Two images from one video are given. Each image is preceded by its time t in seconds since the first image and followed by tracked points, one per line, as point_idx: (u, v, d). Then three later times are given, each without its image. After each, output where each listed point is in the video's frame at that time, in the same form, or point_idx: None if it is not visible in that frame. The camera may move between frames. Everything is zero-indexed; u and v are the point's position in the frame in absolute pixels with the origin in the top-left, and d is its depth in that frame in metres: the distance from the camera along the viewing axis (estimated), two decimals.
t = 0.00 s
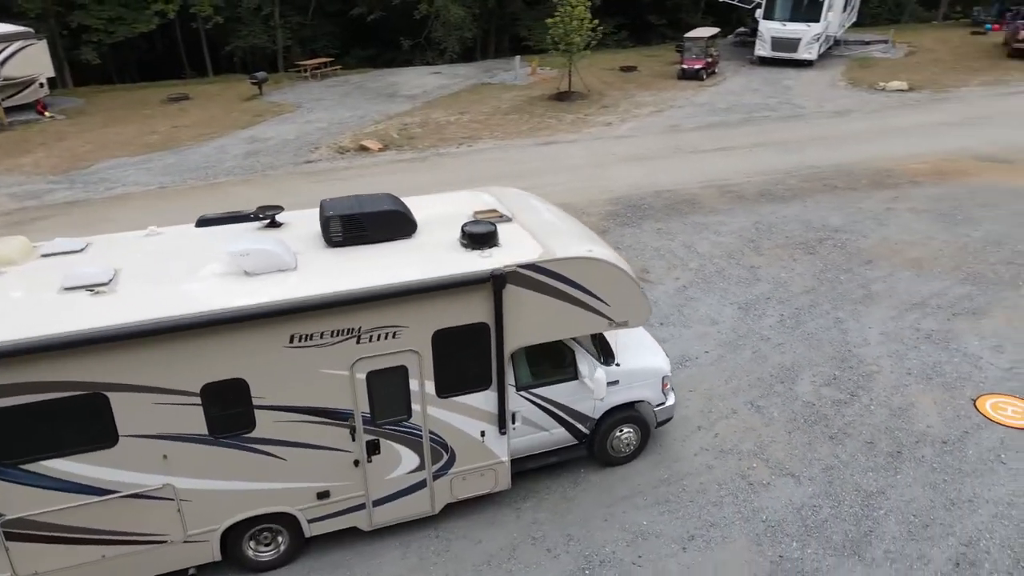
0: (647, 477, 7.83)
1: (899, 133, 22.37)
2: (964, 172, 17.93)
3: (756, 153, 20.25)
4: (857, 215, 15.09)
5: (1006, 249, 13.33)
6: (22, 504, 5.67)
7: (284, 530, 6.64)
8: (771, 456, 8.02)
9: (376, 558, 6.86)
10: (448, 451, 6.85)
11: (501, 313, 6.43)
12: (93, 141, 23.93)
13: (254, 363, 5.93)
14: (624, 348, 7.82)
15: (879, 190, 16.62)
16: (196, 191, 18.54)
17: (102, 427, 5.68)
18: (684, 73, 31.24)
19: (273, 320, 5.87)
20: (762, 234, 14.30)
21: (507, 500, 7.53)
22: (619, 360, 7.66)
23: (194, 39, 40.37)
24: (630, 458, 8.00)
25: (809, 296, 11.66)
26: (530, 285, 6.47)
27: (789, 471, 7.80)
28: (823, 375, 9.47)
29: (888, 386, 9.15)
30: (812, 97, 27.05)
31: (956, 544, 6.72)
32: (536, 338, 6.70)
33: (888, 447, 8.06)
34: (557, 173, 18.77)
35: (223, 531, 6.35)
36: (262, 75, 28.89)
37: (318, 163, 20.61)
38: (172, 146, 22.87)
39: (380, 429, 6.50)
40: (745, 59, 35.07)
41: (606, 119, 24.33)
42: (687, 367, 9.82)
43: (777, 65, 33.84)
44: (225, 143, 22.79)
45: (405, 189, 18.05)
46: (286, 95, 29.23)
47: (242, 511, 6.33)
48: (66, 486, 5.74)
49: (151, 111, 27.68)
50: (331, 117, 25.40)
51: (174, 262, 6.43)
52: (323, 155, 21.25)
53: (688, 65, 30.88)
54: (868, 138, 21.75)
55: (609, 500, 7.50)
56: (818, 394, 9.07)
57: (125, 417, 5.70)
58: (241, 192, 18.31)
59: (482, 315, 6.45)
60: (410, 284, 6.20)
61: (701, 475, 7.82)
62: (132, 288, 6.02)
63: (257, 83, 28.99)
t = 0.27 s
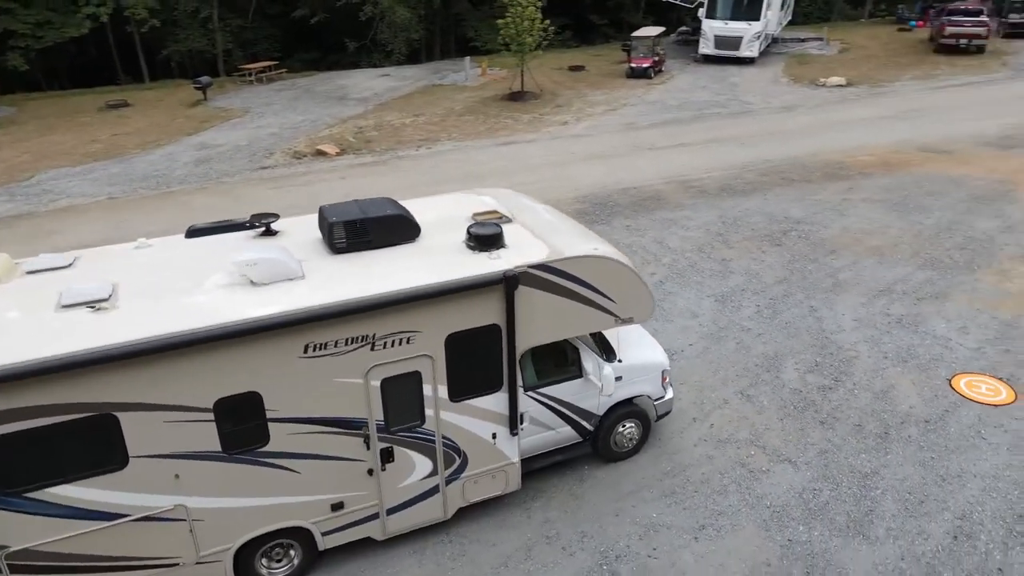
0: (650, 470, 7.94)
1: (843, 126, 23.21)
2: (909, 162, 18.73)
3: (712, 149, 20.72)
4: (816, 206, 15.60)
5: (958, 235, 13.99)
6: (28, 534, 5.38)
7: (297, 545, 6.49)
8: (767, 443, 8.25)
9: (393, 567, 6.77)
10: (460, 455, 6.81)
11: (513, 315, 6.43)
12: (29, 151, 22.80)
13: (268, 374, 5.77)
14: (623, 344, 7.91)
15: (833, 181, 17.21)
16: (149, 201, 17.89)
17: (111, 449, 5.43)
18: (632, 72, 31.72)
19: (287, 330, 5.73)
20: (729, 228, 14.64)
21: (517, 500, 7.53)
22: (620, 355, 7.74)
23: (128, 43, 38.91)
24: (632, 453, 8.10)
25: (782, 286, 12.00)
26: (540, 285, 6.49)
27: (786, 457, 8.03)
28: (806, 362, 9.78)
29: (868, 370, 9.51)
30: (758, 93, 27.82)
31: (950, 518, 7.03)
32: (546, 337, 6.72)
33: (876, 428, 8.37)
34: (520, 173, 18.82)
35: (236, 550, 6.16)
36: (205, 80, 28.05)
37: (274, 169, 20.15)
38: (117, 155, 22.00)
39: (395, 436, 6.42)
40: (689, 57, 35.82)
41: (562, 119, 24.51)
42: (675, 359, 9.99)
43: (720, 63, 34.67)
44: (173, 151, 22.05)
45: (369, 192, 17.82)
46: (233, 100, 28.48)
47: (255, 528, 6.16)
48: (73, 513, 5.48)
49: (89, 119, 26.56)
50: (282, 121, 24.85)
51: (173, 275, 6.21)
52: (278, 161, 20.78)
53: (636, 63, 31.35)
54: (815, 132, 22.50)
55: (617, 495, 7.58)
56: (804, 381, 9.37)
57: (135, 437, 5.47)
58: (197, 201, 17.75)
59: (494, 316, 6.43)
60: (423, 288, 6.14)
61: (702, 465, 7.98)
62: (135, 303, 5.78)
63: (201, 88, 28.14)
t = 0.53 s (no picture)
0: (653, 464, 8.06)
1: (791, 121, 23.95)
2: (858, 155, 19.47)
3: (669, 146, 21.10)
4: (777, 200, 16.05)
5: (912, 223, 14.61)
6: (40, 566, 5.12)
7: (314, 559, 6.34)
8: (762, 432, 8.47)
9: None
10: (474, 458, 6.78)
11: (525, 315, 6.44)
12: None
13: (286, 387, 5.63)
14: (623, 340, 8.00)
15: (789, 175, 17.75)
16: (100, 212, 17.17)
17: (127, 471, 5.21)
18: (582, 72, 32.01)
19: (304, 340, 5.60)
20: (696, 223, 14.94)
21: (526, 501, 7.54)
22: (622, 352, 7.83)
23: (57, 48, 37.24)
24: (634, 448, 8.21)
25: (755, 278, 12.31)
26: (551, 285, 6.51)
27: (782, 443, 8.26)
28: (788, 350, 10.06)
29: (848, 356, 9.86)
30: (706, 90, 28.45)
31: (943, 494, 7.36)
32: (556, 337, 6.75)
33: (863, 411, 8.69)
34: (485, 174, 18.79)
35: (253, 568, 5.99)
36: (147, 85, 27.08)
37: (230, 175, 19.59)
38: (58, 165, 21.02)
39: (411, 442, 6.34)
40: (635, 57, 36.37)
41: (518, 119, 24.58)
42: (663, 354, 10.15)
43: (666, 61, 35.33)
44: (119, 160, 21.21)
45: (332, 197, 17.50)
46: (176, 105, 27.58)
47: (273, 544, 6.00)
48: (87, 540, 5.23)
49: (23, 128, 25.31)
50: (231, 127, 24.19)
51: (176, 288, 6.01)
52: (233, 167, 20.22)
53: (586, 63, 31.66)
54: (765, 127, 23.16)
55: (624, 490, 7.67)
56: (788, 368, 9.64)
57: (151, 457, 5.26)
58: (151, 211, 17.12)
59: (507, 318, 6.42)
60: (438, 292, 6.08)
61: (703, 456, 8.13)
62: (142, 318, 5.57)
63: (142, 94, 27.15)
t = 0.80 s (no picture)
0: (655, 457, 8.17)
1: (741, 117, 24.57)
2: (809, 148, 20.11)
3: (628, 143, 21.39)
4: (739, 194, 16.46)
5: (869, 213, 15.19)
6: None
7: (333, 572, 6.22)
8: (757, 420, 8.70)
9: None
10: (488, 461, 6.76)
11: (538, 316, 6.45)
12: None
13: (307, 398, 5.51)
14: (621, 336, 8.09)
15: (748, 170, 18.22)
16: (49, 226, 16.40)
17: (148, 493, 5.02)
18: (533, 72, 32.15)
19: (325, 350, 5.49)
20: (664, 219, 15.19)
21: (535, 500, 7.56)
22: (622, 348, 7.92)
23: None
24: (634, 443, 8.31)
25: (729, 271, 12.59)
26: (561, 284, 6.54)
27: (777, 431, 8.50)
28: (770, 340, 10.34)
29: (827, 344, 10.20)
30: (656, 88, 28.94)
31: (934, 471, 7.70)
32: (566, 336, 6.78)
33: (849, 396, 9.02)
34: (449, 176, 18.70)
35: None
36: (85, 92, 25.99)
37: (184, 184, 18.98)
38: None
39: (428, 449, 6.28)
40: (583, 56, 36.72)
41: (475, 121, 24.53)
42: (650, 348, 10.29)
43: (614, 60, 35.79)
44: (63, 171, 20.30)
45: (295, 203, 17.13)
46: (118, 113, 26.54)
47: (294, 560, 5.86)
48: (106, 567, 5.01)
49: None
50: (180, 134, 23.43)
51: (182, 302, 5.80)
52: (187, 176, 19.60)
53: (537, 63, 31.80)
54: (718, 124, 23.71)
55: (630, 485, 7.77)
56: (773, 358, 9.92)
57: (172, 476, 5.08)
58: (105, 222, 16.45)
59: (520, 319, 6.43)
60: (454, 295, 6.04)
61: (702, 448, 8.30)
62: (153, 334, 5.36)
63: (80, 101, 26.04)
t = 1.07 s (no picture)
0: (656, 451, 8.29)
1: (693, 114, 25.07)
2: (763, 143, 20.68)
3: (586, 142, 21.59)
4: (701, 190, 16.81)
5: (827, 205, 15.72)
6: None
7: None
8: (749, 409, 8.92)
9: None
10: (502, 463, 6.73)
11: (550, 316, 6.47)
12: None
13: (331, 409, 5.40)
14: (620, 333, 8.17)
15: (707, 165, 18.62)
16: None
17: (175, 515, 4.83)
18: (483, 73, 32.13)
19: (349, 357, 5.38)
20: (632, 216, 15.40)
21: (544, 500, 7.56)
22: (622, 345, 8.00)
23: None
24: (634, 438, 8.40)
25: (702, 265, 12.85)
26: (571, 284, 6.57)
27: (769, 419, 8.74)
28: (752, 331, 10.60)
29: (806, 332, 10.53)
30: (607, 88, 29.30)
31: (922, 450, 8.04)
32: (574, 335, 6.83)
33: (833, 382, 9.34)
34: (412, 179, 18.55)
35: None
36: (18, 100, 24.76)
37: (135, 194, 18.28)
38: None
39: (446, 453, 6.22)
40: (532, 56, 36.90)
41: (431, 123, 24.35)
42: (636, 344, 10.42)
43: (562, 60, 36.06)
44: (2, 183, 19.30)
45: (256, 210, 16.70)
46: (55, 121, 25.40)
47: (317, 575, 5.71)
48: None
49: None
50: (124, 143, 22.56)
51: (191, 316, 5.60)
52: (137, 185, 18.89)
53: (487, 64, 31.77)
54: (671, 121, 24.14)
55: (635, 479, 7.86)
56: (756, 348, 10.18)
57: (200, 495, 4.90)
58: (54, 236, 15.70)
59: (532, 320, 6.43)
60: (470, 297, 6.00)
61: (701, 439, 8.46)
62: (169, 350, 5.16)
63: (13, 110, 24.79)
